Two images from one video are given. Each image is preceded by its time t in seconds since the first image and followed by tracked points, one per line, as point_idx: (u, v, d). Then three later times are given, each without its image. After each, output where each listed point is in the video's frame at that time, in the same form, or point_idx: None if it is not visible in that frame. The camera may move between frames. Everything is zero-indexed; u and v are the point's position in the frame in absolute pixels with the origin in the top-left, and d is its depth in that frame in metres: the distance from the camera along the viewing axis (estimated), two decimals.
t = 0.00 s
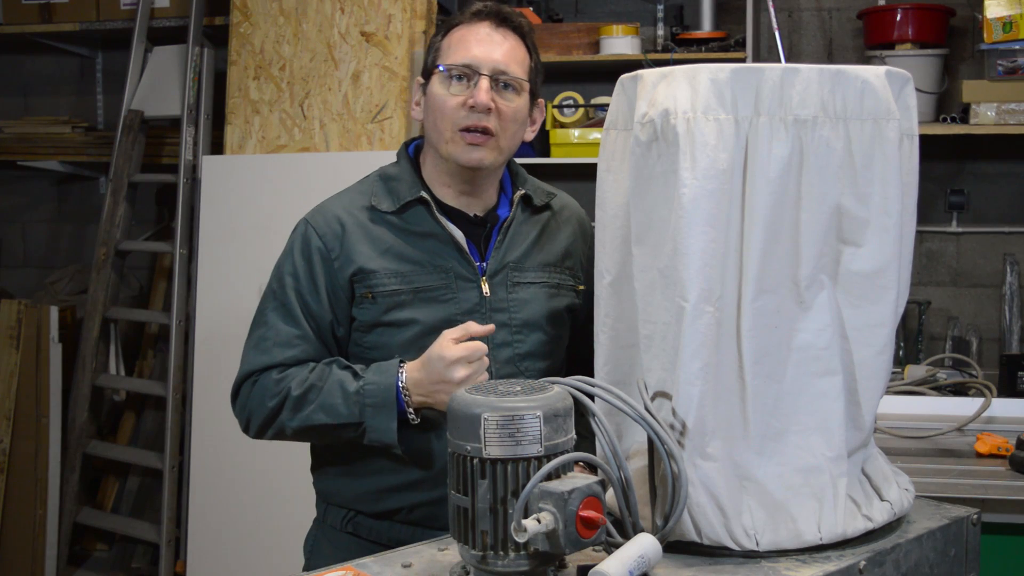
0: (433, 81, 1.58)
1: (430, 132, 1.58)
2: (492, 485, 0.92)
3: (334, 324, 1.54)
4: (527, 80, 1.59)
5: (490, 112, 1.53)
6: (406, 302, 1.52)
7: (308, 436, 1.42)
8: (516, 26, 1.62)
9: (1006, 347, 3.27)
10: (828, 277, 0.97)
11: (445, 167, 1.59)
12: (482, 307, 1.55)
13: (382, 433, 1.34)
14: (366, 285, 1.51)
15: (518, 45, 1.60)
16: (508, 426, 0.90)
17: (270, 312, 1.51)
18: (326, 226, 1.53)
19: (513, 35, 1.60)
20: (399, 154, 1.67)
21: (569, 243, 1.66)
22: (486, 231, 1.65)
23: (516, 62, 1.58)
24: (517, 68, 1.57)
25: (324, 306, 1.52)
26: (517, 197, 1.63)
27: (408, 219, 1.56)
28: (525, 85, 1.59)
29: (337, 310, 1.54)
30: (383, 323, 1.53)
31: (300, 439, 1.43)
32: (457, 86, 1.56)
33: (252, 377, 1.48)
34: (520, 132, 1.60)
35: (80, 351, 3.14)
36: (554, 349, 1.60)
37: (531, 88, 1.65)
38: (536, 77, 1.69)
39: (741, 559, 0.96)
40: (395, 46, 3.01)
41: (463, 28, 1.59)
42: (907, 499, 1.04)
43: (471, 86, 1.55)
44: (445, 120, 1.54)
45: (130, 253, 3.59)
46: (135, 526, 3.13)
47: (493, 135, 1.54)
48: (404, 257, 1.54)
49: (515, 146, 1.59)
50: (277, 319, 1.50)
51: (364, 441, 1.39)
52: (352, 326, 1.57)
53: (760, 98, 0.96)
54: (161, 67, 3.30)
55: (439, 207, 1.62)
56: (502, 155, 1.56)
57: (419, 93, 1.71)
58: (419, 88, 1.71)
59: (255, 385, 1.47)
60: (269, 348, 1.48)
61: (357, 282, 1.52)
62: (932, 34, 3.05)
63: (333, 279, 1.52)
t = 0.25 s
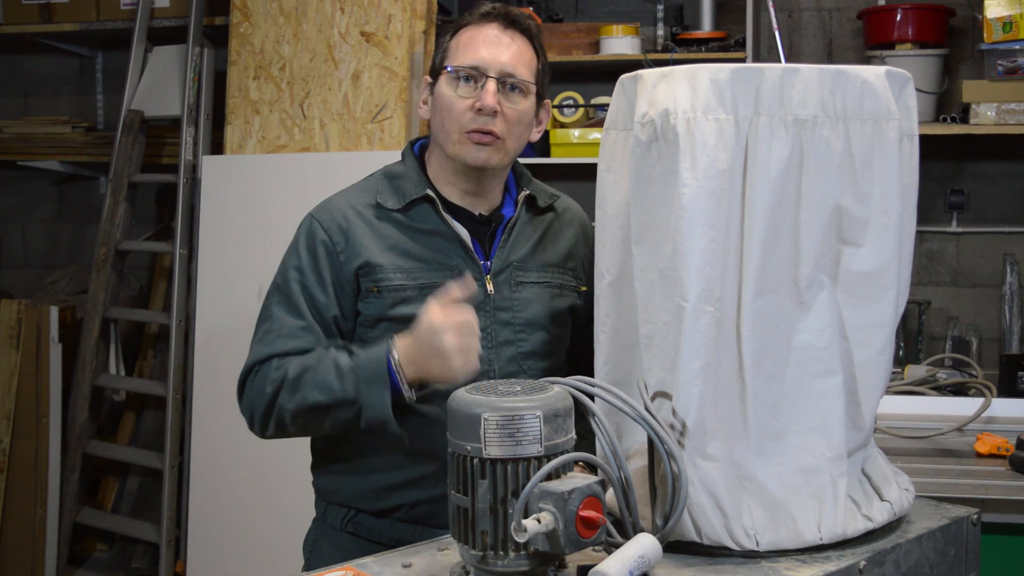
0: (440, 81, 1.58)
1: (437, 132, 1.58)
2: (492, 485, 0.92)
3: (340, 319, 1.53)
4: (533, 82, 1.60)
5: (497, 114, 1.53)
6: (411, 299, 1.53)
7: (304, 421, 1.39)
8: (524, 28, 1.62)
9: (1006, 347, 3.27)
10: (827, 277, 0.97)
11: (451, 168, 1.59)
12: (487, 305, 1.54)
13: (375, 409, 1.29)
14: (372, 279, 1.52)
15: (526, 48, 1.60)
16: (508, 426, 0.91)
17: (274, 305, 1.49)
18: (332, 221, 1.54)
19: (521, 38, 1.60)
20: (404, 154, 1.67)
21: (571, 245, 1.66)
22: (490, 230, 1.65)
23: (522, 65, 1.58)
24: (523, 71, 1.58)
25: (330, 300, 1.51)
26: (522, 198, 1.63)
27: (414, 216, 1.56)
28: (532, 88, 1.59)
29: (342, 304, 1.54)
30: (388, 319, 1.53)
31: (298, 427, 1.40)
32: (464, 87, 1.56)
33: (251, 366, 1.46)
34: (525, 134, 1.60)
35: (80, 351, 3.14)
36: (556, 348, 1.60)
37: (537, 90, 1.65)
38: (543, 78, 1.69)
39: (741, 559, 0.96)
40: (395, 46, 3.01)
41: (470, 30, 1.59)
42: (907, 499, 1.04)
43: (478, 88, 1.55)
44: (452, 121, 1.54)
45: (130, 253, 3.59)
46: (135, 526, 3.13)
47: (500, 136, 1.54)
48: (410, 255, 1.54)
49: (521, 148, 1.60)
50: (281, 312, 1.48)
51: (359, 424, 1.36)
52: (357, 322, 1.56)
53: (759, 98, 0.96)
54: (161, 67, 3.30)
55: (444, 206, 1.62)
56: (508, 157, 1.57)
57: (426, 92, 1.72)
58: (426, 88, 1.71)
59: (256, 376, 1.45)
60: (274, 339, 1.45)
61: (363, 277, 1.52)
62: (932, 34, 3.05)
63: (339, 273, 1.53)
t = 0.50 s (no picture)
0: (439, 81, 1.58)
1: (436, 131, 1.58)
2: (492, 485, 0.92)
3: (341, 317, 1.52)
4: (532, 82, 1.59)
5: (496, 115, 1.53)
6: (411, 297, 1.53)
7: (305, 428, 1.36)
8: (523, 28, 1.62)
9: (1006, 347, 3.27)
10: (827, 277, 0.97)
11: (449, 167, 1.60)
12: (486, 306, 1.55)
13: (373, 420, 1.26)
14: (372, 277, 1.52)
15: (525, 48, 1.59)
16: (508, 426, 0.90)
17: (276, 304, 1.48)
18: (333, 219, 1.54)
19: (520, 37, 1.60)
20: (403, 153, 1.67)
21: (570, 245, 1.66)
22: (489, 230, 1.66)
23: (521, 65, 1.58)
24: (522, 71, 1.58)
25: (331, 298, 1.51)
26: (521, 198, 1.63)
27: (414, 215, 1.56)
28: (531, 88, 1.59)
29: (343, 302, 1.54)
30: (388, 317, 1.53)
31: (296, 432, 1.38)
32: (463, 87, 1.56)
33: (253, 369, 1.45)
34: (524, 134, 1.60)
35: (80, 351, 3.14)
36: (556, 348, 1.60)
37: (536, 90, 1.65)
38: (543, 78, 1.70)
39: (741, 559, 0.96)
40: (395, 45, 3.01)
41: (470, 29, 1.58)
42: (907, 499, 1.04)
43: (477, 88, 1.55)
44: (451, 121, 1.54)
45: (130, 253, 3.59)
46: (135, 526, 3.13)
47: (498, 137, 1.54)
48: (410, 254, 1.54)
49: (520, 148, 1.60)
50: (283, 310, 1.47)
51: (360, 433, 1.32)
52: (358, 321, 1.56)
53: (759, 98, 0.96)
54: (162, 67, 3.30)
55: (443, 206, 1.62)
56: (507, 157, 1.57)
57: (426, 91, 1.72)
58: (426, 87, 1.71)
59: (257, 378, 1.44)
60: (275, 339, 1.44)
61: (363, 274, 1.52)
62: (932, 34, 3.05)
63: (339, 271, 1.53)
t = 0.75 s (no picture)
0: (435, 82, 1.58)
1: (431, 132, 1.58)
2: (492, 485, 0.92)
3: (338, 321, 1.52)
4: (528, 82, 1.59)
5: (492, 116, 1.53)
6: (409, 300, 1.52)
7: (305, 437, 1.38)
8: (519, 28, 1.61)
9: (1006, 347, 3.27)
10: (828, 277, 0.97)
11: (446, 169, 1.59)
12: (484, 307, 1.55)
13: (371, 438, 1.27)
14: (368, 281, 1.51)
15: (521, 48, 1.59)
16: (508, 426, 0.90)
17: (274, 307, 1.49)
18: (330, 222, 1.54)
19: (516, 38, 1.59)
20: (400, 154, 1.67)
21: (568, 244, 1.66)
22: (486, 231, 1.66)
23: (517, 65, 1.58)
24: (518, 72, 1.57)
25: (328, 301, 1.50)
26: (518, 197, 1.63)
27: (411, 218, 1.56)
28: (527, 88, 1.58)
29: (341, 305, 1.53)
30: (385, 320, 1.52)
31: (294, 440, 1.40)
32: (459, 89, 1.56)
33: (252, 374, 1.46)
34: (521, 135, 1.60)
35: (80, 351, 3.14)
36: (555, 348, 1.60)
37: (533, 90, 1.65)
38: (539, 78, 1.69)
39: (741, 559, 0.96)
40: (395, 46, 3.01)
41: (465, 30, 1.58)
42: (907, 499, 1.04)
43: (473, 89, 1.55)
44: (447, 123, 1.54)
45: (130, 253, 3.59)
46: (135, 526, 3.13)
47: (494, 138, 1.54)
48: (407, 257, 1.54)
49: (516, 149, 1.60)
50: (281, 314, 1.48)
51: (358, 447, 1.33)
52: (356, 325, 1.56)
53: (759, 98, 0.96)
54: (162, 67, 3.30)
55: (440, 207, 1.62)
56: (503, 158, 1.57)
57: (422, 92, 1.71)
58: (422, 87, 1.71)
59: (257, 383, 1.45)
60: (273, 343, 1.46)
61: (360, 277, 1.52)
62: (932, 34, 3.05)
63: (337, 274, 1.52)
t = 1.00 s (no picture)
0: (425, 80, 1.59)
1: (423, 130, 1.59)
2: (492, 485, 0.92)
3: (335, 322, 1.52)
4: (517, 76, 1.60)
5: (481, 110, 1.53)
6: (405, 301, 1.53)
7: (292, 423, 1.33)
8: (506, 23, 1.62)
9: (1006, 347, 3.27)
10: (828, 277, 0.97)
11: (439, 166, 1.60)
12: (481, 306, 1.55)
13: (359, 411, 1.23)
14: (365, 283, 1.52)
15: (509, 42, 1.60)
16: (509, 426, 0.91)
17: (267, 307, 1.46)
18: (325, 224, 1.53)
19: (504, 32, 1.61)
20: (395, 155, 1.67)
21: (566, 241, 1.66)
22: (482, 230, 1.66)
23: (506, 59, 1.58)
24: (507, 65, 1.58)
25: (325, 302, 1.50)
26: (514, 195, 1.63)
27: (406, 219, 1.56)
28: (517, 81, 1.59)
29: (338, 306, 1.53)
30: (382, 321, 1.53)
31: (283, 429, 1.35)
32: (448, 84, 1.56)
33: (241, 371, 1.42)
34: (513, 129, 1.60)
35: (80, 351, 3.14)
36: (555, 347, 1.60)
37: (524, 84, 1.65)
38: (529, 75, 1.70)
39: (741, 559, 0.96)
40: (395, 46, 3.01)
41: (453, 27, 1.60)
42: (907, 499, 1.04)
43: (461, 84, 1.56)
44: (437, 118, 1.55)
45: (130, 253, 3.59)
46: (135, 526, 3.13)
47: (486, 132, 1.54)
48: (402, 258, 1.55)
49: (509, 143, 1.60)
50: (275, 313, 1.45)
51: (345, 428, 1.28)
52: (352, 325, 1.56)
53: (760, 98, 0.96)
54: (162, 67, 3.30)
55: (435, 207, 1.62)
56: (496, 152, 1.57)
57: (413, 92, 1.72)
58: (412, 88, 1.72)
59: (246, 377, 1.41)
60: (264, 339, 1.42)
61: (356, 279, 1.52)
62: (932, 34, 3.05)
63: (333, 276, 1.52)
